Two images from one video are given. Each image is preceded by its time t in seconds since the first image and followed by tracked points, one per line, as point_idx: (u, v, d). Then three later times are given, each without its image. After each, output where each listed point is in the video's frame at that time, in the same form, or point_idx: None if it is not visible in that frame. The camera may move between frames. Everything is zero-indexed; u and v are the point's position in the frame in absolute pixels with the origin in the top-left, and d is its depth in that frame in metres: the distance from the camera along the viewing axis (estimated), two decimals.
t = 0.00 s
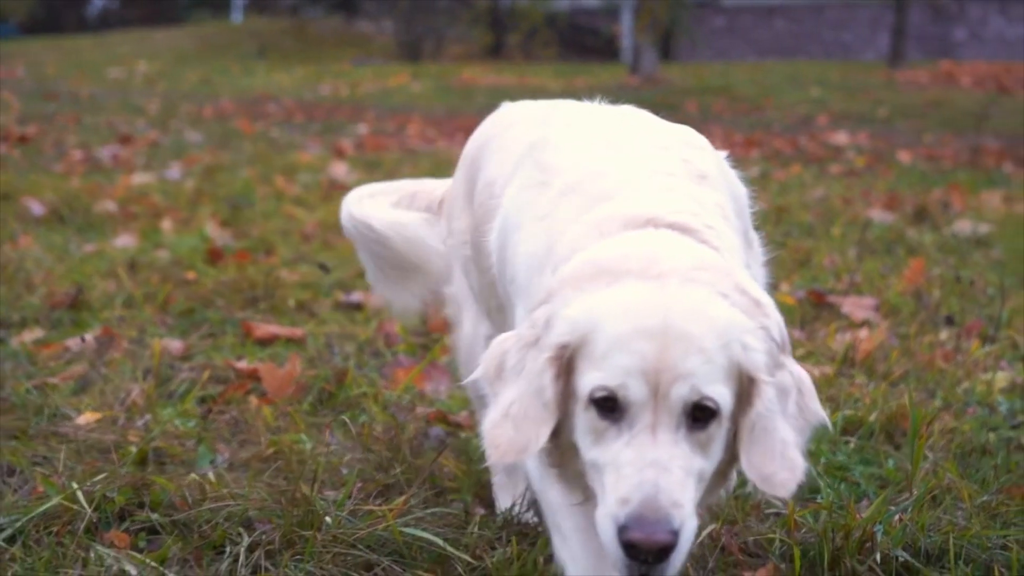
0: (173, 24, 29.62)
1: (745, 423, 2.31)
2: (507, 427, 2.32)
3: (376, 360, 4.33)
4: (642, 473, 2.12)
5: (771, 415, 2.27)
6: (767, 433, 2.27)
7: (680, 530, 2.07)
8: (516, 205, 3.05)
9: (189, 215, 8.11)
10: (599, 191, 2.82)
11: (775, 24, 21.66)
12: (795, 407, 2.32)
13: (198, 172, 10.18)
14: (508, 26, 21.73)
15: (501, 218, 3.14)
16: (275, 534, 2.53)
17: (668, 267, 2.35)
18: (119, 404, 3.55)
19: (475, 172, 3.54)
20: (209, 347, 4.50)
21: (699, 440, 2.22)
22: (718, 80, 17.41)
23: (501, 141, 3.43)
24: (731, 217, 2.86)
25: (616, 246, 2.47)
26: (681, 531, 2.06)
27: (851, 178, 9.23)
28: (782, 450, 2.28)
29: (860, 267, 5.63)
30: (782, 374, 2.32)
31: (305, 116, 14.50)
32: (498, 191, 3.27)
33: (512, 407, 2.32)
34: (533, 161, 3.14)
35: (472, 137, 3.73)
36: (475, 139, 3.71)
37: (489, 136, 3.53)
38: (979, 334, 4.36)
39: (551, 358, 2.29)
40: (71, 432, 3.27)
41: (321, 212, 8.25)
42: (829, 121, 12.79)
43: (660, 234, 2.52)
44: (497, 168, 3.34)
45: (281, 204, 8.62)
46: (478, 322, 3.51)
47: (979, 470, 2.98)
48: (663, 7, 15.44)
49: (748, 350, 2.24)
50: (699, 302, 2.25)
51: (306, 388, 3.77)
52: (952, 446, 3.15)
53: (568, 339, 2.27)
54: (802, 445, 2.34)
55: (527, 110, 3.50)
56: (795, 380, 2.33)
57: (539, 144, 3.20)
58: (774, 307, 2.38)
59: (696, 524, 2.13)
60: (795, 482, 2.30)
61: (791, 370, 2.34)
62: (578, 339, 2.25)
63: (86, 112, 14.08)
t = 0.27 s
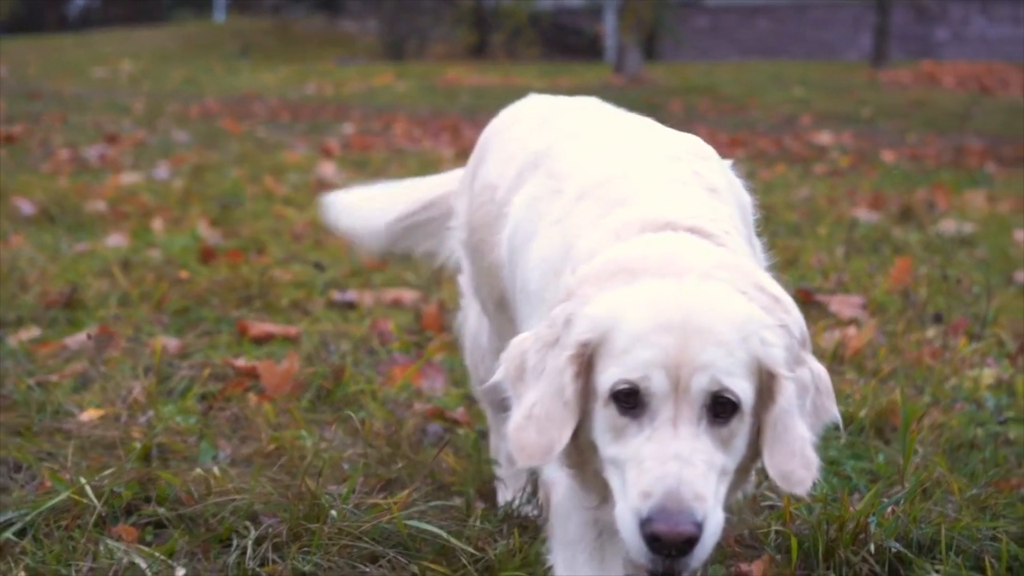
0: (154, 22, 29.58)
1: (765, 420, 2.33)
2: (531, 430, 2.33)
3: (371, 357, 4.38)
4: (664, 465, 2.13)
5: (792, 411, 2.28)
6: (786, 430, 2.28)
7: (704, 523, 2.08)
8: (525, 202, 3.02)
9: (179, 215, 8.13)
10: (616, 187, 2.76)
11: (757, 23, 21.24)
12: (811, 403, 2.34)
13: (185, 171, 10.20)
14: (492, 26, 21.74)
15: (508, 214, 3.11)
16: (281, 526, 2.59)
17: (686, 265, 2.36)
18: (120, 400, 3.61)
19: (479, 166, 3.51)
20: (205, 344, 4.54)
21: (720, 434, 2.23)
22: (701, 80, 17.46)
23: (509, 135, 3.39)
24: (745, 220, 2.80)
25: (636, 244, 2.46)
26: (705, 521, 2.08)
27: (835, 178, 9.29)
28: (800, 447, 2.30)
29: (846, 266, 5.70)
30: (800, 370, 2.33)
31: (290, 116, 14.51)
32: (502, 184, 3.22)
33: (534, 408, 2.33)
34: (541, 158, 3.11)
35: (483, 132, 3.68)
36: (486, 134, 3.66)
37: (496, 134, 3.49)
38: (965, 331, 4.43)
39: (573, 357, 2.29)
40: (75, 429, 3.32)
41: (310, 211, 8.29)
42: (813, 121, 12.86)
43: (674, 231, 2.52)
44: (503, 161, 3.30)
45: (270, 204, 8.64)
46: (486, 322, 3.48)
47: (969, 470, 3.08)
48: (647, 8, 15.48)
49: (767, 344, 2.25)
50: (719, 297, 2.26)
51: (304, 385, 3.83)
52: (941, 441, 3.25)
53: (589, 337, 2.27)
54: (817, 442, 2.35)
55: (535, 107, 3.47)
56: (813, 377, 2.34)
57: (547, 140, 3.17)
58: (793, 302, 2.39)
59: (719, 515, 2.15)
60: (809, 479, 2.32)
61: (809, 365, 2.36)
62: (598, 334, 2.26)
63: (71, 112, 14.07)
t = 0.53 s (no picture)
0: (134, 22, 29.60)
1: (779, 417, 2.30)
2: (562, 439, 2.30)
3: (364, 357, 4.43)
4: (682, 457, 2.10)
5: (805, 409, 2.25)
6: (799, 428, 2.26)
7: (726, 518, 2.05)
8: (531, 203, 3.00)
9: (168, 216, 8.17)
10: (629, 187, 2.76)
11: (739, 24, 21.14)
12: (827, 401, 2.31)
13: (172, 171, 10.24)
14: (475, 26, 21.78)
15: (509, 214, 3.09)
16: (285, 522, 2.65)
17: (701, 265, 2.33)
18: (119, 400, 3.65)
19: (480, 167, 3.49)
20: (200, 344, 4.58)
21: (740, 431, 2.20)
22: (684, 79, 17.54)
23: (515, 138, 3.37)
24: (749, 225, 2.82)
25: (649, 245, 2.45)
26: (726, 515, 2.04)
27: (818, 178, 9.36)
28: (809, 446, 2.28)
29: (832, 266, 5.76)
30: (815, 368, 2.30)
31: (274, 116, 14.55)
32: (505, 187, 3.20)
33: (562, 414, 2.30)
34: (549, 159, 3.09)
35: (488, 132, 3.67)
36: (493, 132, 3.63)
37: (501, 138, 3.48)
38: (948, 331, 4.49)
39: (591, 357, 2.25)
40: (76, 428, 3.36)
41: (298, 212, 8.33)
42: (796, 122, 12.94)
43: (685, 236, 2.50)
44: (508, 162, 3.28)
45: (256, 204, 8.67)
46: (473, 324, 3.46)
47: (956, 468, 3.17)
48: (630, 8, 15.55)
49: (783, 341, 2.22)
50: (735, 293, 2.23)
51: (299, 385, 3.89)
52: (928, 438, 3.35)
53: (607, 335, 2.23)
54: (830, 442, 2.33)
55: (540, 110, 3.47)
56: (828, 375, 2.31)
57: (549, 144, 3.16)
58: (805, 299, 2.37)
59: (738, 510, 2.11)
60: (816, 476, 2.30)
61: (822, 362, 2.33)
62: (615, 332, 2.23)
63: (54, 112, 14.09)
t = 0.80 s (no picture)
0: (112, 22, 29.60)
1: (783, 395, 2.34)
2: (574, 424, 2.35)
3: (354, 359, 4.49)
4: (684, 435, 2.15)
5: (809, 387, 2.30)
6: (803, 407, 2.30)
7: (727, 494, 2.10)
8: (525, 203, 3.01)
9: (154, 216, 8.21)
10: (623, 180, 2.77)
11: (720, 24, 21.19)
12: (831, 380, 2.36)
13: (157, 172, 10.27)
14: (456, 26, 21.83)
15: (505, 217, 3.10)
16: (284, 522, 2.70)
17: (701, 247, 2.39)
18: (114, 400, 3.70)
19: (478, 174, 3.55)
20: (191, 347, 4.62)
21: (743, 408, 2.25)
22: (665, 80, 17.63)
23: (512, 147, 3.38)
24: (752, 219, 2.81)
25: (648, 228, 2.48)
26: (727, 491, 2.10)
27: (799, 179, 9.45)
28: (814, 426, 2.33)
29: (814, 267, 5.83)
30: (819, 346, 2.35)
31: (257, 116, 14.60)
32: (501, 191, 3.21)
33: (568, 399, 2.35)
34: (545, 161, 3.11)
35: (490, 138, 3.68)
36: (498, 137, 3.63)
37: (500, 147, 3.50)
38: (930, 331, 4.57)
39: (594, 337, 2.30)
40: (73, 430, 3.41)
41: (284, 212, 8.37)
42: (777, 121, 13.02)
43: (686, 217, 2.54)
44: (506, 169, 3.29)
45: (242, 206, 8.72)
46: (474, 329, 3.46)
47: (939, 464, 3.25)
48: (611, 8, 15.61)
49: (783, 318, 2.28)
50: (736, 272, 2.28)
51: (292, 386, 3.95)
52: (911, 438, 3.43)
53: (610, 314, 2.29)
54: (834, 421, 2.37)
55: (538, 115, 3.50)
56: (834, 354, 2.36)
57: (546, 145, 3.21)
58: (810, 277, 2.42)
59: (741, 486, 2.16)
60: (825, 456, 2.35)
61: (827, 341, 2.37)
62: (618, 312, 2.28)
63: (36, 112, 14.11)
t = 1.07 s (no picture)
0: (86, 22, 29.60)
1: (780, 369, 2.39)
2: (554, 384, 2.38)
3: (338, 361, 4.54)
4: (677, 395, 2.20)
5: (809, 359, 2.35)
6: (804, 380, 2.35)
7: (716, 453, 2.15)
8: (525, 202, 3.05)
9: (135, 218, 8.25)
10: (626, 173, 2.82)
11: (695, 24, 21.29)
12: (837, 358, 2.41)
13: (136, 173, 10.31)
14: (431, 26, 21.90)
15: (504, 217, 3.14)
16: (278, 522, 2.76)
17: (702, 223, 2.45)
18: (104, 403, 3.75)
19: (478, 182, 3.63)
20: (176, 349, 4.67)
21: (739, 374, 2.29)
22: (641, 80, 17.75)
23: (515, 156, 3.43)
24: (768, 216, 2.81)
25: (649, 207, 2.55)
26: (715, 450, 2.14)
27: (776, 179, 9.53)
28: (816, 402, 2.37)
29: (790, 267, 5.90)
30: (823, 323, 2.40)
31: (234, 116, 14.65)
32: (502, 195, 3.27)
33: (558, 362, 2.39)
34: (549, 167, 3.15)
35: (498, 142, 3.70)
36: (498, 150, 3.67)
37: (500, 155, 3.58)
38: (905, 332, 4.64)
39: (593, 303, 2.37)
40: (65, 432, 3.46)
41: (265, 214, 8.42)
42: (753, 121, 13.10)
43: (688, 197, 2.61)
44: (508, 173, 3.34)
45: (223, 207, 8.76)
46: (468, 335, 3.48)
47: (917, 464, 3.33)
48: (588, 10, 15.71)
49: (782, 291, 2.34)
50: (737, 245, 2.35)
51: (279, 389, 4.01)
52: (889, 437, 3.51)
53: (609, 281, 2.36)
54: (839, 399, 2.41)
55: (539, 128, 3.56)
56: (838, 332, 2.41)
57: (550, 150, 3.29)
58: (817, 259, 2.48)
59: (731, 451, 2.21)
60: (827, 432, 2.38)
61: (832, 320, 2.42)
62: (616, 279, 2.36)
63: (14, 113, 14.13)
